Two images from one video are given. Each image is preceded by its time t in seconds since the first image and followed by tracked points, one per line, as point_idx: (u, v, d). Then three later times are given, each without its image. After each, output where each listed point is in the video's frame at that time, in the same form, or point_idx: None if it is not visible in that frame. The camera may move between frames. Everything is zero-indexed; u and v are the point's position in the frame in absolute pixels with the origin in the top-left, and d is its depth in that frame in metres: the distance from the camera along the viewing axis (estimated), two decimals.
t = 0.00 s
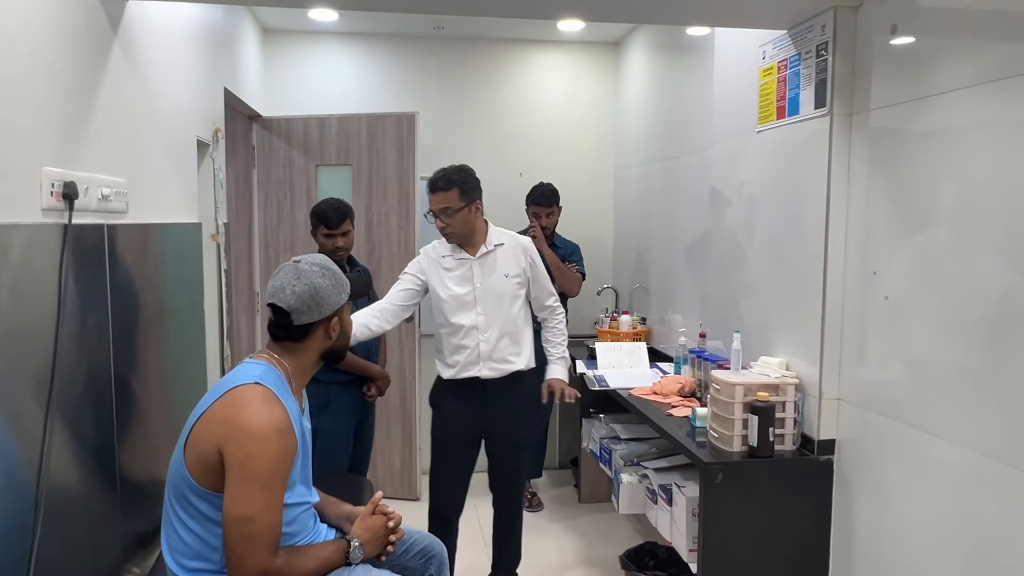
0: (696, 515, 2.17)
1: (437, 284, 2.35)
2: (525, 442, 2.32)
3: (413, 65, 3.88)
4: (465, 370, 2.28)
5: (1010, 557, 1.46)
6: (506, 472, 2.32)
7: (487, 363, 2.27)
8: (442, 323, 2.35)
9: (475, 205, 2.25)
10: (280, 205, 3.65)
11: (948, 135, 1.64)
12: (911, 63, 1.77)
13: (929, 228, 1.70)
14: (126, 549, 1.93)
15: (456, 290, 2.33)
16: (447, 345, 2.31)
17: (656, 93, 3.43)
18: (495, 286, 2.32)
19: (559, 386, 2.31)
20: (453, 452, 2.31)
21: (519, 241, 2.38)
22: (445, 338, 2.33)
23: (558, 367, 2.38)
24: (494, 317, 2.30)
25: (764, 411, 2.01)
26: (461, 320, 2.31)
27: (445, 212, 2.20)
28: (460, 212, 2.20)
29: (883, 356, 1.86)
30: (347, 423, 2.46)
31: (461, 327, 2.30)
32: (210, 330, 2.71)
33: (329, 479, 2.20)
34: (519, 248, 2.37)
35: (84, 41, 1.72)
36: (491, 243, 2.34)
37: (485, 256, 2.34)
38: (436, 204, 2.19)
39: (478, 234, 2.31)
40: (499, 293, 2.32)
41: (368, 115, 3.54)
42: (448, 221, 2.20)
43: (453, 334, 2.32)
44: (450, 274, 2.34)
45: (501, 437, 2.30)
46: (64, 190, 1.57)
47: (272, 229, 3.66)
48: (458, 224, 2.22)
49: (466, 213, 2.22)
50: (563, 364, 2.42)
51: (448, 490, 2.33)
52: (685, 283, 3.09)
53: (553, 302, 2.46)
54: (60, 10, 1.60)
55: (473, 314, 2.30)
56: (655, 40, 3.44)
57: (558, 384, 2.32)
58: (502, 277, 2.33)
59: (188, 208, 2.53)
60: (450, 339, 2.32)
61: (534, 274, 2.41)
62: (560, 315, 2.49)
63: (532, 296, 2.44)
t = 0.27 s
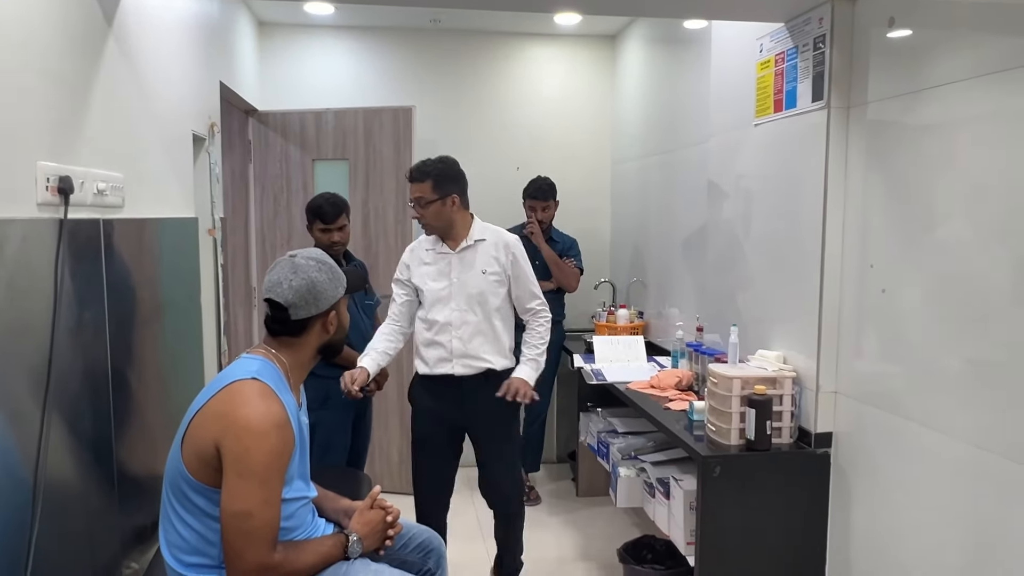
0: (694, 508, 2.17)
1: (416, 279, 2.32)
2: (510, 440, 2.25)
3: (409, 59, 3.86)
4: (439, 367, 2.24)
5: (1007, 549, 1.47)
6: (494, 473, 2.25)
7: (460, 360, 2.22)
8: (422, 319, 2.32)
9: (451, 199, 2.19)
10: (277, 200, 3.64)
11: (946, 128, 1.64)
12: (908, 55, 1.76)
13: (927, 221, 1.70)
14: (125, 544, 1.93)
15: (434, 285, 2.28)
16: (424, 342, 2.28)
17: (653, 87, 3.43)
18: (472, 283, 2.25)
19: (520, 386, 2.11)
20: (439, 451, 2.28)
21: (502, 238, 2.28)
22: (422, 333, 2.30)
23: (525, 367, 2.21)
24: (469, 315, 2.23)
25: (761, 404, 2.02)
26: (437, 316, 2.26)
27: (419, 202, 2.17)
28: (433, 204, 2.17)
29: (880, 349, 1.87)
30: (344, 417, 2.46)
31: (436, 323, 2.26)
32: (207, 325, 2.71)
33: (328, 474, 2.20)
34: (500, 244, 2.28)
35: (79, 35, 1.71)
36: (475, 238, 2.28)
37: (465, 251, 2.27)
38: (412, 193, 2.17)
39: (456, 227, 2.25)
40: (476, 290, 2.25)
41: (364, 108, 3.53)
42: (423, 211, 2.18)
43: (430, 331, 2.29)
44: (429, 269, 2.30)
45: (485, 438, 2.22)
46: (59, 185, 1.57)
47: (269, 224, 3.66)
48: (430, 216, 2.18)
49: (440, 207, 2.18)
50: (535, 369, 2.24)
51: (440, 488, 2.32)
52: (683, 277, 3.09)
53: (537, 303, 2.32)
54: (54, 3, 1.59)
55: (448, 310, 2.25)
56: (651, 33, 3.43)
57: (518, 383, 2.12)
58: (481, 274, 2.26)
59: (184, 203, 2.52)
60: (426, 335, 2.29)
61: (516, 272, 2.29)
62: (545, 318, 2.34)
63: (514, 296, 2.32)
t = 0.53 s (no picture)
0: (693, 503, 2.18)
1: (421, 275, 2.38)
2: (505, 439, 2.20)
3: (407, 54, 3.85)
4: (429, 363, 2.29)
5: (1005, 543, 1.47)
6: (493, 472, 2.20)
7: (447, 357, 2.23)
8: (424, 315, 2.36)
9: (446, 195, 2.22)
10: (275, 195, 3.63)
11: (945, 123, 1.64)
12: (906, 49, 1.76)
13: (926, 216, 1.70)
14: (124, 540, 1.93)
15: (433, 282, 2.31)
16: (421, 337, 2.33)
17: (652, 81, 3.42)
18: (463, 282, 2.24)
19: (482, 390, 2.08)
20: (438, 448, 2.29)
21: (497, 237, 2.24)
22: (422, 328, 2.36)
23: (501, 370, 2.15)
24: (458, 314, 2.24)
25: (760, 399, 2.02)
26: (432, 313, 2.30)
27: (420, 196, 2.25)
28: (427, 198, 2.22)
29: (879, 344, 1.86)
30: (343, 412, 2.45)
31: (430, 319, 2.29)
32: (205, 321, 2.71)
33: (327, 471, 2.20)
34: (492, 243, 2.24)
35: (74, 31, 1.70)
36: (475, 236, 2.26)
37: (462, 248, 2.27)
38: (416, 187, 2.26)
39: (455, 223, 2.26)
40: (464, 288, 2.24)
41: (362, 103, 3.52)
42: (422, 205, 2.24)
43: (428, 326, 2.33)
44: (431, 267, 2.34)
45: (476, 436, 2.21)
46: (54, 182, 1.56)
47: (267, 220, 3.65)
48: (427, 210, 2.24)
49: (434, 202, 2.22)
50: (512, 374, 2.16)
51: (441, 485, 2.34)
52: (681, 272, 3.09)
53: (529, 305, 2.22)
54: None
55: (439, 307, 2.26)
56: (650, 27, 3.42)
57: (480, 387, 2.09)
58: (472, 272, 2.24)
59: (182, 199, 2.51)
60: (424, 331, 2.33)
61: (506, 272, 2.23)
62: (538, 322, 2.22)
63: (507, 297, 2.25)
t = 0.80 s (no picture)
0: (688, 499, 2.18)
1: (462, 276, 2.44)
2: (520, 444, 2.21)
3: (401, 49, 3.84)
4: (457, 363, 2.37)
5: (999, 537, 1.48)
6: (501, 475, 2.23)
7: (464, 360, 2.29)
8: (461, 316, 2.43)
9: (467, 197, 2.25)
10: (269, 192, 3.62)
11: (940, 119, 1.64)
12: (902, 46, 1.76)
13: (921, 212, 1.70)
14: (118, 539, 1.92)
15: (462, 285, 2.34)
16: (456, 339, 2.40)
17: (647, 77, 3.41)
18: (478, 286, 2.23)
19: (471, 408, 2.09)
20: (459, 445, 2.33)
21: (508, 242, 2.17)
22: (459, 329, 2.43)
23: (496, 385, 2.10)
24: (473, 318, 2.26)
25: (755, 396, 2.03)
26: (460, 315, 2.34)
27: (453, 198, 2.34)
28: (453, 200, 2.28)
29: (874, 340, 1.87)
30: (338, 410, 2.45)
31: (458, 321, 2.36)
32: (199, 318, 2.70)
33: (323, 468, 2.20)
34: (504, 248, 2.18)
35: (66, 26, 1.69)
36: (495, 239, 2.24)
37: (485, 252, 2.26)
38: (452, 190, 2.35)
39: (479, 224, 2.28)
40: (479, 292, 2.24)
41: (357, 99, 3.50)
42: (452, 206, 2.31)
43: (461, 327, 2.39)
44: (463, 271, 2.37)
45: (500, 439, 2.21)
46: (48, 179, 1.55)
47: (262, 216, 3.64)
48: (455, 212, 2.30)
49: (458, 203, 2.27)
50: (506, 390, 2.09)
51: (458, 484, 2.37)
52: (677, 268, 3.09)
53: (531, 315, 2.12)
54: None
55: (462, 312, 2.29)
56: (645, 23, 3.42)
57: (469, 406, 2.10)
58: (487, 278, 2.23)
59: (176, 196, 2.50)
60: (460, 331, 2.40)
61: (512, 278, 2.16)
62: (539, 334, 2.10)
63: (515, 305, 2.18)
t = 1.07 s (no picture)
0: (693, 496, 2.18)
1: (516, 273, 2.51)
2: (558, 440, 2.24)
3: (405, 47, 3.83)
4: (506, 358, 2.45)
5: (1004, 535, 1.48)
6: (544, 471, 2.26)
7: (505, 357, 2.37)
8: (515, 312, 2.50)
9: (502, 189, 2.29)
10: (273, 190, 3.62)
11: (945, 116, 1.63)
12: (907, 42, 1.75)
13: (926, 209, 1.70)
14: (125, 536, 1.93)
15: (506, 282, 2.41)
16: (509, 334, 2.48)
17: (651, 74, 3.41)
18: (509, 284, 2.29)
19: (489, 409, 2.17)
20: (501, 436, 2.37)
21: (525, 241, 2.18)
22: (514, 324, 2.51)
23: (513, 385, 2.15)
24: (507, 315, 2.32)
25: (760, 393, 2.02)
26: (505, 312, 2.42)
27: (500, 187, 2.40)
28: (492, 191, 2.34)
29: (879, 337, 1.87)
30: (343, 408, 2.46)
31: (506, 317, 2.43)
32: (204, 316, 2.71)
33: (328, 465, 2.21)
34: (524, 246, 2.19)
35: (70, 25, 1.69)
36: (523, 233, 2.27)
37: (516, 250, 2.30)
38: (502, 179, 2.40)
39: (513, 215, 2.34)
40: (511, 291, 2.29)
41: (361, 97, 3.50)
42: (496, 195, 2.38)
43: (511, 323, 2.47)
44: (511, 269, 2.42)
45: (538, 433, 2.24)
46: (53, 177, 1.55)
47: (267, 214, 3.64)
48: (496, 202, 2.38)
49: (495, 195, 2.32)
50: (519, 390, 2.13)
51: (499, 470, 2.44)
52: (681, 265, 3.09)
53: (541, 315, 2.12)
54: None
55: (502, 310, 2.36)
56: (649, 20, 3.41)
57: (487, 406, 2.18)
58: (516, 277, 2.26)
59: (180, 194, 2.51)
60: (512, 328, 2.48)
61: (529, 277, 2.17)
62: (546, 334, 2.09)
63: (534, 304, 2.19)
